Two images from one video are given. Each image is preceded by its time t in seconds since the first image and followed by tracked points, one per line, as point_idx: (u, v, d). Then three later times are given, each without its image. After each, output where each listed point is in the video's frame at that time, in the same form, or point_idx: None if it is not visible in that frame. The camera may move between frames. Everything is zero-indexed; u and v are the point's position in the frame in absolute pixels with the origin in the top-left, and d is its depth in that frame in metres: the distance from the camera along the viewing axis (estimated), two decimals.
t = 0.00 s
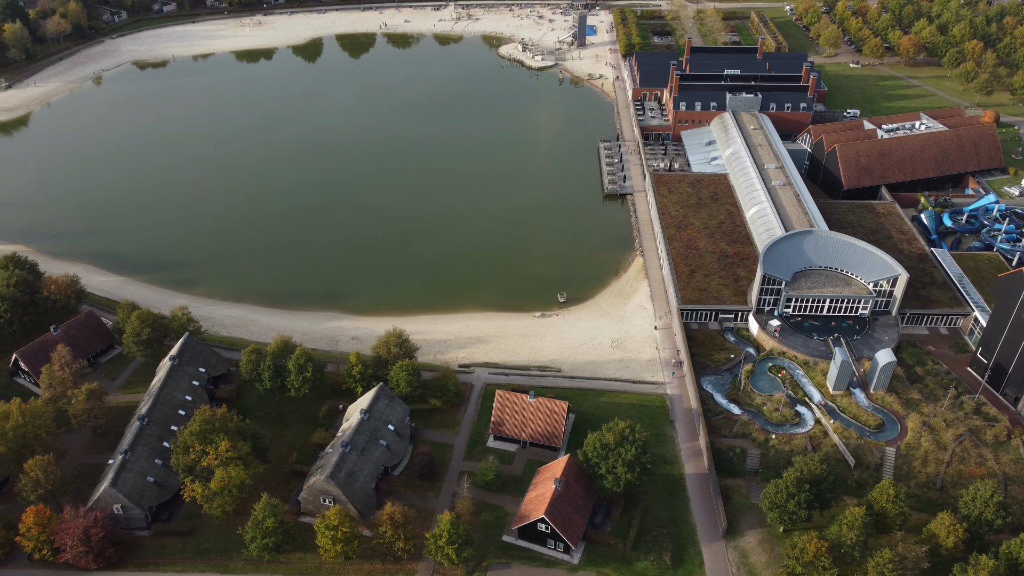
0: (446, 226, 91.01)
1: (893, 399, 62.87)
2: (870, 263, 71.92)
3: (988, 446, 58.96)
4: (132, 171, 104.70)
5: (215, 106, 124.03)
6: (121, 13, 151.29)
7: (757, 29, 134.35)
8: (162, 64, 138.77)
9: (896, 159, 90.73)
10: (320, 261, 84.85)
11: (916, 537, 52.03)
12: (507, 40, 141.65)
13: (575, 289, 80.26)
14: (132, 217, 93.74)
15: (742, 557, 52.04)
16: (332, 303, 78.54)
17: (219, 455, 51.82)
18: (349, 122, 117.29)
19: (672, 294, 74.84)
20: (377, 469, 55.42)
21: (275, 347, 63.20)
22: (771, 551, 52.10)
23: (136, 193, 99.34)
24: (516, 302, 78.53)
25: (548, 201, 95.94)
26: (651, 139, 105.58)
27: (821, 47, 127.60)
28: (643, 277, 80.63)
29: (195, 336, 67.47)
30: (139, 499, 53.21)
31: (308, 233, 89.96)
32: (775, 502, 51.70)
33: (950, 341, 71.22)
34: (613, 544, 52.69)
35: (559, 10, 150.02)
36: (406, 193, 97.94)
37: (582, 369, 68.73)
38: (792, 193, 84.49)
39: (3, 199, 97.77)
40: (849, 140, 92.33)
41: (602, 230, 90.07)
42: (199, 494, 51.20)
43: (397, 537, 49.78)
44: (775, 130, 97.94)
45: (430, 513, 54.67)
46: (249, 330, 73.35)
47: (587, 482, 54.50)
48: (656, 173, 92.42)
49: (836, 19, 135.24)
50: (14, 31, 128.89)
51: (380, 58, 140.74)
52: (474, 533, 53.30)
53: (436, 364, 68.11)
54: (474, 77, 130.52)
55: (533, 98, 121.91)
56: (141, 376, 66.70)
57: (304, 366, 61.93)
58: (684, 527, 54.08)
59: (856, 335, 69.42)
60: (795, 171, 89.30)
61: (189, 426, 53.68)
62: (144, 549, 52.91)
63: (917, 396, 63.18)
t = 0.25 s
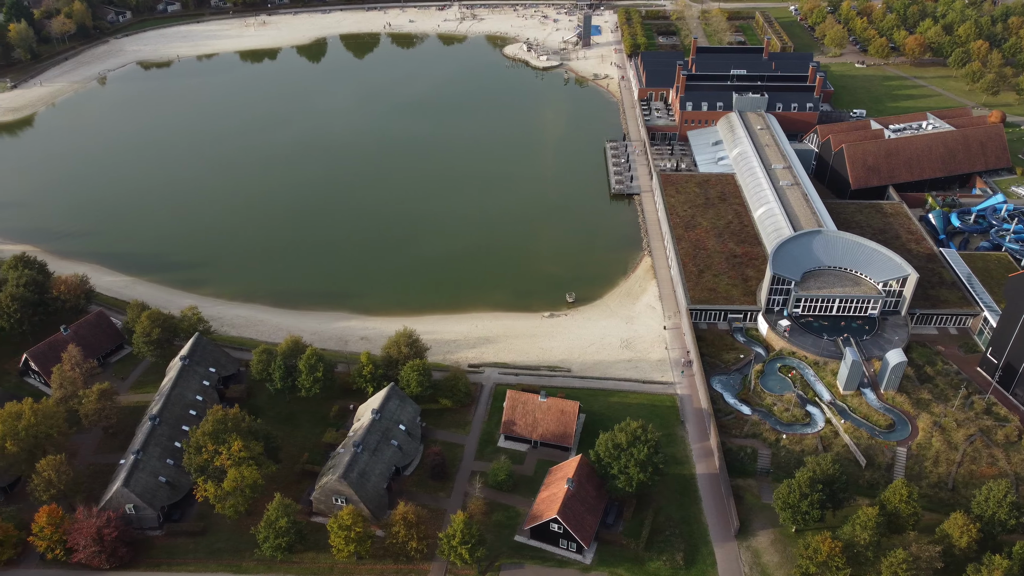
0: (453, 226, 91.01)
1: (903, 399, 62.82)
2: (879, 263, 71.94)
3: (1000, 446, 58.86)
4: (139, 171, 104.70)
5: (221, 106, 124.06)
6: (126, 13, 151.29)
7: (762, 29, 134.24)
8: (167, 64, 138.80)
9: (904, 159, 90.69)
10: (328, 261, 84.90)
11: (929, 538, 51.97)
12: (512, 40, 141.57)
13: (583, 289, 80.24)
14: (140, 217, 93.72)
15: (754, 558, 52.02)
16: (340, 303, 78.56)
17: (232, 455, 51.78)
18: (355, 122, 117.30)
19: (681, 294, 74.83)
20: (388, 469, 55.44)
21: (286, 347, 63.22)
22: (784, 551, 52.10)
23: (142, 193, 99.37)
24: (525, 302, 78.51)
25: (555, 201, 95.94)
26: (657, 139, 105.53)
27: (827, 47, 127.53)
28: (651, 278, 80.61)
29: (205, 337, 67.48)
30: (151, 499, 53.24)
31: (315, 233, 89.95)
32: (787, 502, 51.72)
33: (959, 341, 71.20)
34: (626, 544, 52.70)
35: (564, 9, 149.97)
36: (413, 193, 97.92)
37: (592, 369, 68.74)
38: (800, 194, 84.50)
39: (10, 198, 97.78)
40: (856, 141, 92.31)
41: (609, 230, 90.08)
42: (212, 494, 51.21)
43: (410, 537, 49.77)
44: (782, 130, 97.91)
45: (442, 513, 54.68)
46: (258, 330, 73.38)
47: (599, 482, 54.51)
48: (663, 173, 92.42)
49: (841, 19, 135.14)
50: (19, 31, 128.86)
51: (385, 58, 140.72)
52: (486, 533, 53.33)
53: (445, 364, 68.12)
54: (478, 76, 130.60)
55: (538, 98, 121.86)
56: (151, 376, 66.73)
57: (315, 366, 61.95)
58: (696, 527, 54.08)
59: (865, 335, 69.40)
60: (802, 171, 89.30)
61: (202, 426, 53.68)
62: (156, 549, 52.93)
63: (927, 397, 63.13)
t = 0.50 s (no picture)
0: (468, 226, 90.98)
1: (925, 399, 62.75)
2: (897, 263, 71.87)
3: (1022, 446, 58.71)
4: (151, 171, 104.72)
5: (232, 106, 124.07)
6: (135, 13, 151.33)
7: (772, 29, 134.25)
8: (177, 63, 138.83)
9: (918, 159, 90.62)
10: (344, 261, 84.89)
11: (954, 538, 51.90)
12: (521, 40, 141.57)
13: (600, 289, 80.22)
14: (154, 217, 93.72)
15: (779, 558, 51.99)
16: (357, 303, 78.57)
17: (257, 455, 51.73)
18: (366, 121, 117.32)
19: (699, 294, 74.80)
20: (412, 469, 55.43)
21: (306, 347, 63.22)
22: (810, 551, 52.07)
23: (156, 192, 99.41)
24: (541, 302, 78.48)
25: (569, 201, 95.93)
26: (669, 138, 105.48)
27: (837, 47, 127.48)
28: (668, 277, 80.57)
29: (224, 336, 67.47)
30: (176, 499, 53.23)
31: (330, 232, 89.97)
32: (813, 502, 51.75)
33: (978, 341, 71.15)
34: (651, 544, 52.69)
35: (573, 9, 149.98)
36: (427, 192, 97.93)
37: (611, 369, 68.72)
38: (816, 193, 84.49)
39: (23, 198, 97.81)
40: (871, 140, 92.27)
41: (624, 230, 90.10)
42: (237, 494, 51.18)
43: (436, 537, 49.76)
44: (795, 130, 97.87)
45: (466, 513, 54.67)
46: (276, 330, 73.37)
47: (623, 482, 54.48)
48: (678, 172, 92.40)
49: (851, 19, 135.11)
50: (29, 31, 128.92)
51: (395, 58, 140.72)
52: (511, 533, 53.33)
53: (465, 364, 68.11)
54: (488, 76, 130.60)
55: (549, 98, 121.84)
56: (171, 375, 66.71)
57: (336, 366, 61.95)
58: (720, 527, 54.04)
59: (885, 335, 69.36)
60: (817, 171, 89.28)
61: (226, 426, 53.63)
62: (181, 548, 52.91)
63: (948, 397, 63.00)
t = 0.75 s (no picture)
0: (483, 226, 90.98)
1: (946, 399, 62.70)
2: (916, 263, 71.84)
3: None
4: (164, 171, 104.76)
5: (243, 106, 124.02)
6: (145, 14, 151.37)
7: (782, 29, 134.13)
8: (187, 63, 138.86)
9: (933, 159, 90.51)
10: (359, 261, 84.98)
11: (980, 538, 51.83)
12: (531, 40, 141.56)
13: (617, 289, 80.22)
14: (168, 217, 93.79)
15: (805, 558, 51.95)
16: (374, 303, 78.58)
17: (283, 455, 51.72)
18: (377, 121, 117.34)
19: (717, 294, 74.79)
20: (435, 469, 55.46)
21: (327, 347, 63.23)
22: (835, 551, 52.04)
23: (171, 192, 99.53)
24: (558, 302, 78.49)
25: (583, 202, 95.92)
26: (682, 139, 105.40)
27: (848, 47, 127.41)
28: (684, 277, 80.59)
29: (244, 337, 67.45)
30: (200, 499, 53.24)
31: (345, 233, 90.02)
32: (838, 502, 51.79)
33: (996, 341, 71.08)
34: (676, 544, 52.70)
35: (582, 9, 150.01)
36: (440, 193, 97.98)
37: (630, 369, 68.71)
38: (831, 193, 84.48)
39: (38, 197, 97.89)
40: (885, 141, 92.21)
41: (638, 230, 90.15)
42: (263, 494, 51.17)
43: (462, 537, 49.75)
44: (809, 130, 97.83)
45: (490, 513, 54.66)
46: (294, 330, 73.38)
47: (647, 483, 54.47)
48: (692, 172, 92.38)
49: (861, 19, 135.00)
50: (40, 31, 129.00)
51: (404, 58, 140.74)
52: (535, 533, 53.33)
53: (485, 364, 68.10)
54: (499, 76, 130.60)
55: (560, 98, 121.79)
56: (190, 375, 66.70)
57: (357, 366, 61.97)
58: (745, 527, 54.01)
59: (904, 335, 69.28)
60: (832, 171, 89.26)
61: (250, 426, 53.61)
62: (206, 548, 52.91)
63: (969, 397, 62.86)
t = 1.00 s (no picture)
0: (498, 227, 90.97)
1: (967, 399, 62.67)
2: (934, 263, 71.78)
3: None
4: (178, 171, 104.72)
5: (255, 106, 124.00)
6: (154, 13, 151.36)
7: (792, 29, 134.05)
8: (197, 63, 138.84)
9: (948, 159, 90.42)
10: (375, 261, 84.95)
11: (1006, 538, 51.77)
12: (541, 40, 141.58)
13: (633, 289, 80.20)
14: (183, 217, 93.83)
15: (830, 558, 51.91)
16: (392, 303, 78.58)
17: (309, 455, 51.72)
18: (388, 121, 117.34)
19: (735, 294, 74.73)
20: (459, 469, 55.46)
21: (348, 347, 63.25)
22: (861, 552, 51.99)
23: (185, 192, 99.56)
24: (575, 302, 78.46)
25: (597, 202, 95.88)
26: (695, 139, 105.36)
27: (858, 47, 127.37)
28: (701, 277, 80.57)
29: (264, 337, 67.47)
30: (225, 499, 53.26)
31: (360, 232, 90.00)
32: (864, 502, 51.81)
33: (1015, 341, 71.04)
34: (701, 544, 52.69)
35: (591, 9, 150.01)
36: (454, 193, 97.95)
37: (650, 369, 68.70)
38: (847, 193, 84.44)
39: (51, 197, 97.86)
40: (900, 141, 92.16)
41: (653, 230, 90.12)
42: (289, 494, 51.17)
43: (489, 537, 49.75)
44: (822, 130, 97.77)
45: (514, 513, 54.65)
46: (312, 330, 73.35)
47: (672, 483, 54.46)
48: (706, 172, 92.35)
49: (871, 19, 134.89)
50: (51, 31, 128.99)
51: (414, 57, 140.72)
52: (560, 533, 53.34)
53: (504, 364, 68.10)
54: (509, 76, 130.62)
55: (572, 98, 121.79)
56: (211, 375, 66.71)
57: (379, 366, 62.00)
58: (769, 527, 53.97)
59: (923, 335, 69.22)
60: (847, 171, 89.22)
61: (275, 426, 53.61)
62: (231, 548, 52.92)
63: (990, 397, 62.85)
